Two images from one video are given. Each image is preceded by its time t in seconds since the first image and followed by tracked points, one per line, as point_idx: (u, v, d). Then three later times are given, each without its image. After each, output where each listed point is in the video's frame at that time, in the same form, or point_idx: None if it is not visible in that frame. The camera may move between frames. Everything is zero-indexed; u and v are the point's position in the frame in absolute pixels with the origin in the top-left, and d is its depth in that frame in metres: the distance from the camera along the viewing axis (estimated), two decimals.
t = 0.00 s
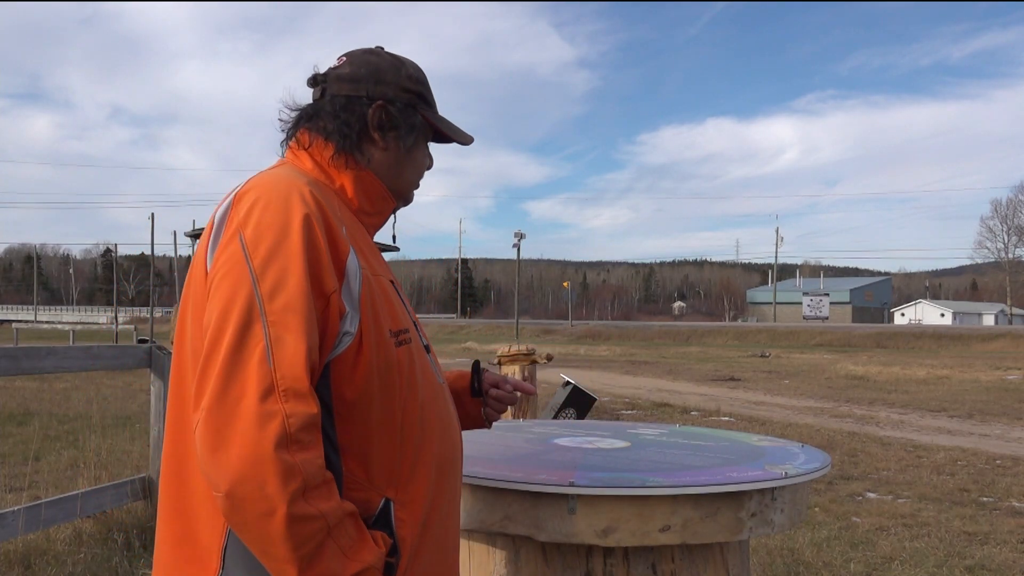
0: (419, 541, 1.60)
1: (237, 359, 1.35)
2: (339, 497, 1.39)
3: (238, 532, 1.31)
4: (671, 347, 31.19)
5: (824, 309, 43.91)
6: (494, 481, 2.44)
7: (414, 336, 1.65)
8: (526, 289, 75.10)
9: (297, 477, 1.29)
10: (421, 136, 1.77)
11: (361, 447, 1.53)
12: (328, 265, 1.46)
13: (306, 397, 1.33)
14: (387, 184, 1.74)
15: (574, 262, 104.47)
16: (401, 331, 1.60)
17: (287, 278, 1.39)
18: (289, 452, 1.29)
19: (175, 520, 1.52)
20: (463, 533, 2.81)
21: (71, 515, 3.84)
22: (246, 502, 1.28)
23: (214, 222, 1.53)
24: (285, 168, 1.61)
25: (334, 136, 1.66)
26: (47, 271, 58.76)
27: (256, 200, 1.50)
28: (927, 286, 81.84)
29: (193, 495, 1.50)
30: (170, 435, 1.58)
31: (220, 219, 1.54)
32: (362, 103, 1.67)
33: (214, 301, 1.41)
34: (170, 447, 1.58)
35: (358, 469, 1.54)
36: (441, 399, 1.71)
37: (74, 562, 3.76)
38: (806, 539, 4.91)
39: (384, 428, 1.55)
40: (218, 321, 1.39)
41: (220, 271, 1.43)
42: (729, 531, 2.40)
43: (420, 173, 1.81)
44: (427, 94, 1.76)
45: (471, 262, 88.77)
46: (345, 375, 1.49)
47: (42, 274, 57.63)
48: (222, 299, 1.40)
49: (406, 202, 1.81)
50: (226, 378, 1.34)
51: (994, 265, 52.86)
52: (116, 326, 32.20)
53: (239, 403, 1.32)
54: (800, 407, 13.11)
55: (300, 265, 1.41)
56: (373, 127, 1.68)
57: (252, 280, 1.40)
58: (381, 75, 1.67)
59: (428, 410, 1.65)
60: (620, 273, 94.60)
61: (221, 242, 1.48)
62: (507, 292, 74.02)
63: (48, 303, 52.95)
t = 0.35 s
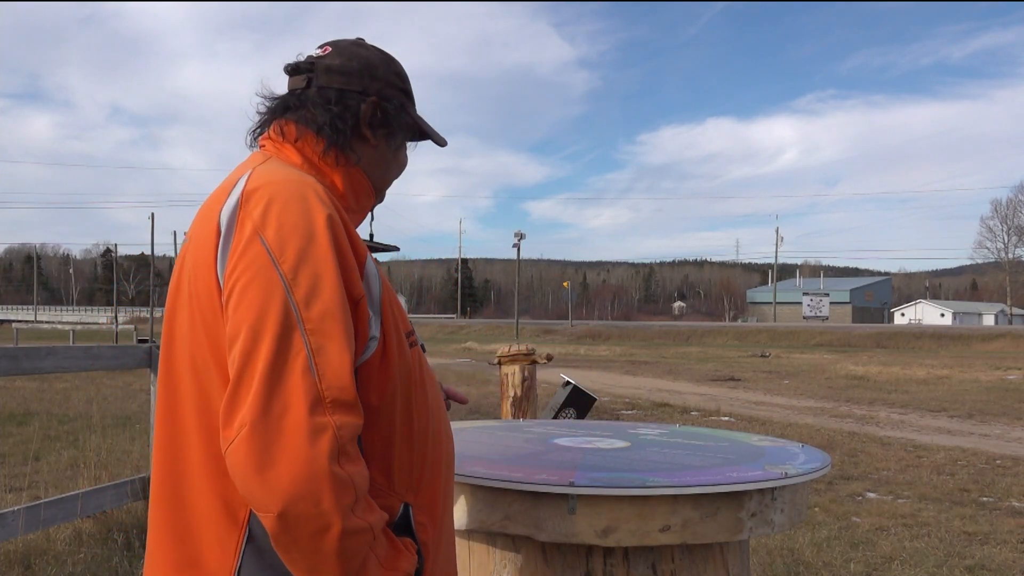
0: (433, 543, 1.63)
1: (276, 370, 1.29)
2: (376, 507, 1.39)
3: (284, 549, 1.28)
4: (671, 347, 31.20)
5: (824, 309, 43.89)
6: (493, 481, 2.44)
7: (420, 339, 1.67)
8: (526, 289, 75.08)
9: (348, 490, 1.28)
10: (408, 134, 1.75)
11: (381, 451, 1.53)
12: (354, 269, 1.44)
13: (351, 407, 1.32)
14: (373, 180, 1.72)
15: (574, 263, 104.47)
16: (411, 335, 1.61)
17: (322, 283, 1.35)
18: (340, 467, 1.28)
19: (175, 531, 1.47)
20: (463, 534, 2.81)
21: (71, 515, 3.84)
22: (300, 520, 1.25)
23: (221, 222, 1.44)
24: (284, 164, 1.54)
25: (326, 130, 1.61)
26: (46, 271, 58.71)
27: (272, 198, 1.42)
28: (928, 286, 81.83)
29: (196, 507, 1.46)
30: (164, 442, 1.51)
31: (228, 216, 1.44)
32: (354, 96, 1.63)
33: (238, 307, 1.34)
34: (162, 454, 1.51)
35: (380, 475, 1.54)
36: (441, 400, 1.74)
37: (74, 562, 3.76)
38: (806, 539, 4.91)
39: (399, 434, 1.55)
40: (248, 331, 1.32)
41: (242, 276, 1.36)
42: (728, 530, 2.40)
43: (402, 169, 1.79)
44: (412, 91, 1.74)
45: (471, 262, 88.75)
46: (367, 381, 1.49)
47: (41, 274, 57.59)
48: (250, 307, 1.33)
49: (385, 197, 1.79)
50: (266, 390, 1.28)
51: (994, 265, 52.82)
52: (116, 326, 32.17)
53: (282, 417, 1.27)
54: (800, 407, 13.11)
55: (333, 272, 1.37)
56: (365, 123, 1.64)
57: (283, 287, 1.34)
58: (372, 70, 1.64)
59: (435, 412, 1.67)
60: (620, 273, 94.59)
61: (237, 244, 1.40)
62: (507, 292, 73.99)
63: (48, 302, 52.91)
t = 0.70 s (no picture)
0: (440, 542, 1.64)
1: (295, 370, 1.29)
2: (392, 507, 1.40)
3: (309, 552, 1.28)
4: (671, 347, 31.21)
5: (824, 309, 43.88)
6: (492, 480, 2.44)
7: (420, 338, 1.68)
8: (526, 288, 75.06)
9: (374, 489, 1.29)
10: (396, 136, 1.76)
11: (389, 451, 1.54)
12: (363, 270, 1.44)
13: (369, 406, 1.33)
14: (361, 179, 1.73)
15: (574, 263, 104.48)
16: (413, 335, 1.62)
17: (337, 282, 1.36)
18: (365, 465, 1.28)
19: (183, 536, 1.47)
20: (463, 534, 2.81)
21: (71, 515, 3.83)
22: (327, 522, 1.25)
23: (228, 223, 1.43)
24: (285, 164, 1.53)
25: (320, 130, 1.60)
26: (47, 270, 58.66)
27: (279, 198, 1.41)
28: (928, 285, 81.85)
29: (202, 511, 1.45)
30: (166, 447, 1.50)
31: (234, 218, 1.43)
32: (349, 96, 1.62)
33: (252, 308, 1.33)
34: (165, 459, 1.50)
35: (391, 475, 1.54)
36: (439, 401, 1.75)
37: (74, 562, 3.76)
38: (806, 539, 4.90)
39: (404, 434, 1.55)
40: (265, 331, 1.31)
41: (255, 275, 1.34)
42: (729, 530, 2.40)
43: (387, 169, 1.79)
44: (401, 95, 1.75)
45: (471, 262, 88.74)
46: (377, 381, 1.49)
47: (41, 274, 57.57)
48: (264, 307, 1.32)
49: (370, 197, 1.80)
50: (286, 392, 1.28)
51: (994, 266, 52.81)
52: (116, 326, 32.16)
53: (305, 419, 1.27)
54: (800, 408, 13.11)
55: (347, 273, 1.37)
56: (359, 123, 1.65)
57: (298, 287, 1.33)
58: (366, 72, 1.64)
59: (436, 412, 1.69)
60: (620, 273, 94.61)
61: (246, 244, 1.39)
62: (507, 292, 73.96)
63: (48, 302, 52.86)
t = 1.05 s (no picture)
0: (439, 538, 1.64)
1: (276, 370, 1.29)
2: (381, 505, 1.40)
3: (297, 551, 1.28)
4: (671, 347, 31.21)
5: (824, 309, 43.88)
6: (493, 480, 2.44)
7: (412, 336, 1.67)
8: (526, 288, 75.05)
9: (359, 487, 1.29)
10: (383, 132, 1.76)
11: (380, 449, 1.54)
12: (346, 266, 1.44)
13: (353, 403, 1.33)
14: (350, 176, 1.73)
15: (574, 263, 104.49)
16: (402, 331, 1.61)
17: (316, 279, 1.36)
18: (349, 463, 1.28)
19: (176, 540, 1.47)
20: (463, 534, 2.81)
21: (71, 515, 3.84)
22: (312, 521, 1.25)
23: (208, 225, 1.43)
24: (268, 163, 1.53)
25: (305, 127, 1.60)
26: (47, 271, 58.62)
27: (258, 197, 1.41)
28: (929, 285, 81.87)
29: (194, 514, 1.46)
30: (158, 449, 1.51)
31: (214, 219, 1.43)
32: (334, 92, 1.62)
33: (232, 309, 1.33)
34: (158, 462, 1.51)
35: (382, 473, 1.54)
36: (435, 398, 1.74)
37: (74, 562, 3.76)
38: (806, 539, 4.90)
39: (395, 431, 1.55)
40: (244, 332, 1.31)
41: (234, 275, 1.35)
42: (729, 531, 2.40)
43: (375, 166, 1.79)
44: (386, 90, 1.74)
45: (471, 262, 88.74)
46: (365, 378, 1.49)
47: (41, 275, 57.54)
48: (244, 307, 1.32)
49: (358, 194, 1.80)
50: (267, 391, 1.28)
51: (994, 266, 52.82)
52: (116, 326, 32.16)
53: (286, 418, 1.27)
54: (800, 408, 13.10)
55: (326, 270, 1.37)
56: (346, 120, 1.65)
57: (277, 287, 1.33)
58: (350, 68, 1.63)
59: (431, 408, 1.68)
60: (620, 273, 94.61)
61: (226, 246, 1.39)
62: (507, 293, 73.94)
63: (48, 302, 52.84)
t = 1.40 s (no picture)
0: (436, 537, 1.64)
1: (265, 373, 1.29)
2: (372, 508, 1.40)
3: (285, 554, 1.28)
4: (671, 347, 31.23)
5: (824, 309, 43.88)
6: (493, 481, 2.44)
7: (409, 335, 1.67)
8: (526, 289, 75.05)
9: (346, 491, 1.29)
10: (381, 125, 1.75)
11: (374, 451, 1.54)
12: (338, 266, 1.43)
13: (343, 407, 1.32)
14: (350, 174, 1.73)
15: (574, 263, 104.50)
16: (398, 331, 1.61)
17: (307, 282, 1.35)
18: (336, 467, 1.28)
19: (171, 539, 1.47)
20: (463, 534, 2.81)
21: (71, 515, 3.83)
22: (299, 526, 1.25)
23: (201, 227, 1.43)
24: (263, 162, 1.53)
25: (299, 124, 1.60)
26: (47, 271, 58.59)
27: (251, 198, 1.41)
28: (929, 285, 81.94)
29: (189, 516, 1.46)
30: (154, 447, 1.51)
31: (207, 221, 1.44)
32: (331, 90, 1.62)
33: (224, 312, 1.34)
34: (153, 461, 1.51)
35: (378, 474, 1.53)
36: (433, 395, 1.74)
37: (74, 562, 3.76)
38: (806, 539, 4.90)
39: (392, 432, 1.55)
40: (235, 334, 1.31)
41: (226, 277, 1.35)
42: (729, 530, 2.40)
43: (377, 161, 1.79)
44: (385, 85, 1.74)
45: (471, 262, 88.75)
46: (359, 379, 1.48)
47: (41, 275, 57.58)
48: (235, 310, 1.32)
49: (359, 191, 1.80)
50: (256, 394, 1.28)
51: (994, 266, 52.82)
52: (116, 326, 32.17)
53: (273, 421, 1.27)
54: (800, 408, 13.10)
55: (318, 273, 1.37)
56: (344, 119, 1.65)
57: (266, 290, 1.33)
58: (346, 66, 1.63)
59: (428, 408, 1.68)
60: (620, 273, 94.62)
61: (218, 248, 1.39)
62: (507, 293, 73.94)
63: (48, 302, 52.83)
